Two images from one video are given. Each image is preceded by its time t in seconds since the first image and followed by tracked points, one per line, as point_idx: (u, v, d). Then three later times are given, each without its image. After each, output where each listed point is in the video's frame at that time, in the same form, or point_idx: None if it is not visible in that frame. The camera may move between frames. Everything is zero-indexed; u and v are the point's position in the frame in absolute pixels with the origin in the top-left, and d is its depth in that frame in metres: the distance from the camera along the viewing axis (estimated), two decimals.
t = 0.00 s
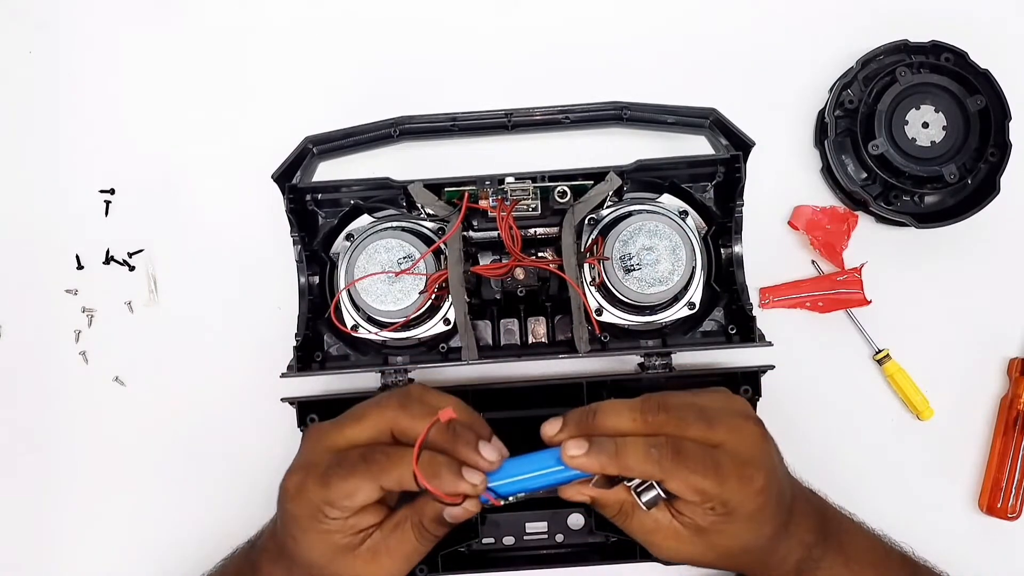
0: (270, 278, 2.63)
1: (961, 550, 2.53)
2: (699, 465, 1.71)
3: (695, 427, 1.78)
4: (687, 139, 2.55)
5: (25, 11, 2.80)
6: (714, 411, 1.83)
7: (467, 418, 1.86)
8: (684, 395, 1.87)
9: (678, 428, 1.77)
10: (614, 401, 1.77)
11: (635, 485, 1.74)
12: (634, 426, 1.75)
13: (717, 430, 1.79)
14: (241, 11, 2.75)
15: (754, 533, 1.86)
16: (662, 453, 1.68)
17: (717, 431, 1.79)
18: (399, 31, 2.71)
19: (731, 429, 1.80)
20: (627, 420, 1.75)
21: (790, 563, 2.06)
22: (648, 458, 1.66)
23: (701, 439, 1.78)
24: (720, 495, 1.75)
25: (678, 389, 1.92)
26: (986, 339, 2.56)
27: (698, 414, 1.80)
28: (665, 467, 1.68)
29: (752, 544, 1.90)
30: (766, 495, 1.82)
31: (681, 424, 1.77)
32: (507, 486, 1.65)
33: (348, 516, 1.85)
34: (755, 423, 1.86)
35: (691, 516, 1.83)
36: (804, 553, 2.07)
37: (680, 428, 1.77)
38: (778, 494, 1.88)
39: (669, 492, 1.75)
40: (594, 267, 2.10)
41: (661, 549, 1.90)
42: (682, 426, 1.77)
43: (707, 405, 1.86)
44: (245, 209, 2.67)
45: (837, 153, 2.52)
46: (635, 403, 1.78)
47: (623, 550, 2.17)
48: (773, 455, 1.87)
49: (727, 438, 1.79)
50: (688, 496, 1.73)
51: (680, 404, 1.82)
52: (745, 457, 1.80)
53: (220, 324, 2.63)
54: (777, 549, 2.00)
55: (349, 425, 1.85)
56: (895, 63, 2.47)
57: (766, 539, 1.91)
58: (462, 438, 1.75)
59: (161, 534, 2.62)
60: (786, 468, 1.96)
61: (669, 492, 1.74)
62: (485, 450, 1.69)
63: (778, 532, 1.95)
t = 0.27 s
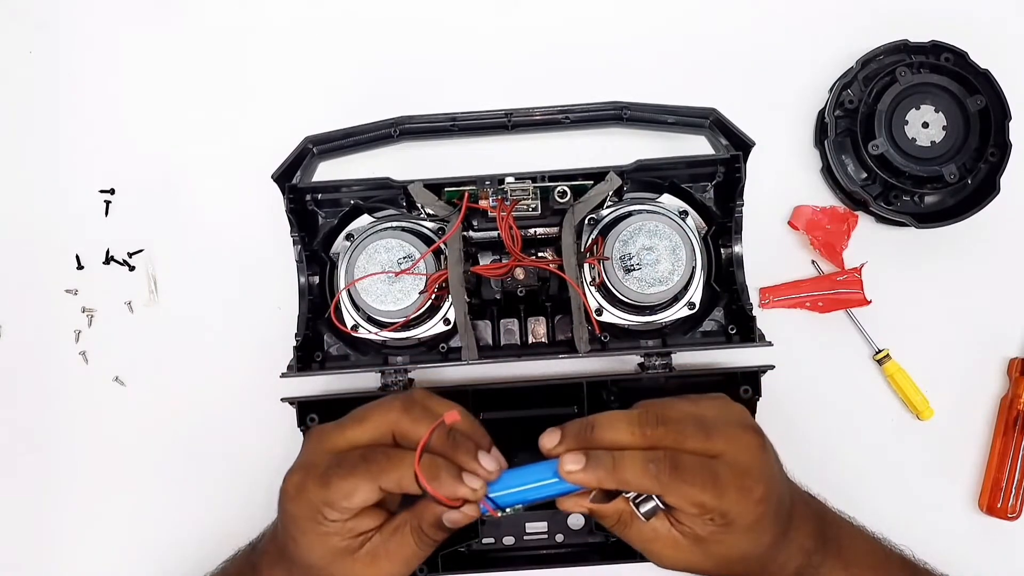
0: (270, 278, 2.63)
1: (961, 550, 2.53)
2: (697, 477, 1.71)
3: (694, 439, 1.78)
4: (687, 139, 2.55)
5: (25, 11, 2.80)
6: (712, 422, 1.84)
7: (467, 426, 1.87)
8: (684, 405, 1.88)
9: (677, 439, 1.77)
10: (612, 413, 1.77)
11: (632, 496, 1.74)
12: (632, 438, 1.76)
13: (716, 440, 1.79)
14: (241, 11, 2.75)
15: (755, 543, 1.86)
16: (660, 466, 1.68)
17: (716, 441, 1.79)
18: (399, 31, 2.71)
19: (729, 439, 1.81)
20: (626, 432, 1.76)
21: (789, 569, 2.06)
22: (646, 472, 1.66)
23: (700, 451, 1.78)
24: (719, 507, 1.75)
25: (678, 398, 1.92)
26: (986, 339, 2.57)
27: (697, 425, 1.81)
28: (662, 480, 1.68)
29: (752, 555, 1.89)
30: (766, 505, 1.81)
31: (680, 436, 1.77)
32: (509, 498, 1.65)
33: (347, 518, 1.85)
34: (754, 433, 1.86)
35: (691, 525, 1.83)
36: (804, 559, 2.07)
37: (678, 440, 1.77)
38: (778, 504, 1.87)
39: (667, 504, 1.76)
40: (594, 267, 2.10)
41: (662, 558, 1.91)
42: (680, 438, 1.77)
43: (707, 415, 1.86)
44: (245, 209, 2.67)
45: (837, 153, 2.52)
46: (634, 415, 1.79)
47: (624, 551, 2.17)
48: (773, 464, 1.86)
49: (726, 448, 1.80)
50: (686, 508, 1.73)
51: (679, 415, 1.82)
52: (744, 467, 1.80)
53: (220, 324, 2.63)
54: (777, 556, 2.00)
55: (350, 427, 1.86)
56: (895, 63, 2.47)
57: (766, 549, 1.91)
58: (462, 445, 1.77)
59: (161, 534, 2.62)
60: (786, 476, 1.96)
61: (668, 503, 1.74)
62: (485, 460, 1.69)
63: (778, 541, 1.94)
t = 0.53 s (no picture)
0: (270, 278, 2.63)
1: (961, 550, 2.54)
2: (693, 483, 1.71)
3: (691, 443, 1.78)
4: (687, 139, 2.55)
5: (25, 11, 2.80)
6: (711, 426, 1.84)
7: (466, 426, 1.87)
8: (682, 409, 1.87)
9: (674, 444, 1.77)
10: (610, 418, 1.77)
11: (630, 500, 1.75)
12: (630, 443, 1.76)
13: (714, 445, 1.79)
14: (241, 11, 2.75)
15: (752, 546, 1.85)
16: (657, 473, 1.69)
17: (714, 446, 1.79)
18: (399, 31, 2.71)
19: (728, 444, 1.80)
20: (623, 437, 1.76)
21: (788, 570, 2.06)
22: (643, 479, 1.67)
23: (697, 456, 1.78)
24: (715, 512, 1.75)
25: (676, 400, 1.92)
26: (986, 339, 2.56)
27: (695, 430, 1.80)
28: (659, 486, 1.69)
29: (749, 557, 1.89)
30: (763, 509, 1.81)
31: (677, 440, 1.77)
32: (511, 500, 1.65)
33: (347, 518, 1.85)
34: (754, 438, 1.85)
35: (687, 528, 1.83)
36: (802, 561, 2.07)
37: (676, 444, 1.77)
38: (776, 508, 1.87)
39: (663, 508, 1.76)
40: (594, 267, 2.10)
41: (659, 559, 1.91)
42: (678, 442, 1.77)
43: (705, 419, 1.86)
44: (246, 209, 2.67)
45: (837, 153, 2.52)
46: (632, 420, 1.79)
47: (624, 551, 2.16)
48: (772, 468, 1.86)
49: (724, 452, 1.79)
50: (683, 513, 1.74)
51: (676, 420, 1.82)
52: (742, 472, 1.80)
53: (220, 324, 2.63)
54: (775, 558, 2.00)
55: (351, 427, 1.86)
56: (895, 63, 2.47)
57: (764, 552, 1.91)
58: (462, 446, 1.78)
59: (161, 533, 2.62)
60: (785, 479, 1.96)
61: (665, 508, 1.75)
62: (484, 462, 1.69)
63: (775, 544, 1.94)
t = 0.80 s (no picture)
0: (270, 278, 2.63)
1: (961, 550, 2.53)
2: (690, 482, 1.72)
3: (687, 444, 1.78)
4: (687, 139, 2.56)
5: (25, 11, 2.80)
6: (707, 427, 1.84)
7: (464, 427, 1.86)
8: (678, 411, 1.87)
9: (670, 445, 1.77)
10: (607, 420, 1.78)
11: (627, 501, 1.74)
12: (626, 444, 1.76)
13: (710, 446, 1.79)
14: (241, 11, 2.75)
15: (750, 548, 1.85)
16: (654, 471, 1.69)
17: (710, 446, 1.79)
18: (399, 31, 2.71)
19: (724, 445, 1.80)
20: (620, 438, 1.76)
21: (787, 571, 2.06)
22: (640, 478, 1.67)
23: (694, 457, 1.77)
24: (713, 512, 1.75)
25: (672, 403, 1.92)
26: (986, 339, 2.56)
27: (691, 431, 1.80)
28: (657, 485, 1.69)
29: (748, 559, 1.89)
30: (761, 510, 1.80)
31: (673, 441, 1.77)
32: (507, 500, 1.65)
33: (345, 517, 1.84)
34: (751, 439, 1.85)
35: (686, 530, 1.82)
36: (801, 562, 2.07)
37: (673, 445, 1.77)
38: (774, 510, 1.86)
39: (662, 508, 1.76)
40: (594, 267, 2.10)
41: (657, 562, 1.90)
42: (675, 443, 1.77)
43: (701, 420, 1.86)
44: (245, 209, 2.67)
45: (837, 153, 2.52)
46: (628, 421, 1.79)
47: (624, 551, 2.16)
48: (769, 469, 1.85)
49: (720, 453, 1.79)
50: (680, 514, 1.73)
51: (672, 422, 1.82)
52: (739, 473, 1.79)
53: (220, 323, 2.63)
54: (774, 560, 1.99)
55: (349, 427, 1.86)
56: (895, 63, 2.47)
57: (762, 553, 1.90)
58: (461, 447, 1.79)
59: (161, 533, 2.62)
60: (783, 480, 1.95)
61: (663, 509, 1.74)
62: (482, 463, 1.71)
63: (774, 545, 1.93)
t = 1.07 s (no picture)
0: (270, 278, 2.63)
1: (961, 550, 2.53)
2: (693, 467, 1.75)
3: (681, 438, 1.84)
4: (687, 139, 2.56)
5: (24, 11, 2.80)
6: (698, 422, 1.91)
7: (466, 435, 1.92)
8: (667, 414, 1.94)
9: (665, 441, 1.82)
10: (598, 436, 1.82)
11: (637, 505, 1.75)
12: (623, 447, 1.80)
13: (705, 438, 1.85)
14: (241, 11, 2.75)
15: (761, 542, 1.85)
16: (655, 461, 1.72)
17: (705, 438, 1.86)
18: (399, 31, 2.71)
19: (717, 434, 1.87)
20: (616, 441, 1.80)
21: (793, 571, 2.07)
22: (643, 466, 1.70)
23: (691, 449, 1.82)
24: (722, 498, 1.76)
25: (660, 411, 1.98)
26: (986, 339, 2.56)
27: (683, 426, 1.87)
28: (661, 472, 1.71)
29: (761, 558, 1.88)
30: (766, 496, 1.84)
31: (667, 437, 1.83)
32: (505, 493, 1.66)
33: (346, 507, 1.85)
34: (742, 428, 1.93)
35: (700, 532, 1.82)
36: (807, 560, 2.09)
37: (667, 441, 1.82)
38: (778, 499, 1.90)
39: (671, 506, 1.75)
40: (594, 267, 2.10)
41: None
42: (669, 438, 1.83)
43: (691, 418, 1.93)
44: (245, 209, 2.67)
45: (837, 153, 2.52)
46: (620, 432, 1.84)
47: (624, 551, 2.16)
48: (765, 457, 1.92)
49: (715, 444, 1.86)
50: (691, 504, 1.73)
51: (663, 421, 1.89)
52: (739, 459, 1.85)
53: (220, 323, 2.63)
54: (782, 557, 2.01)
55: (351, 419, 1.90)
56: (895, 63, 2.47)
57: (772, 549, 1.90)
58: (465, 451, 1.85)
59: (161, 533, 2.62)
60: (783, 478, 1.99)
61: (673, 505, 1.73)
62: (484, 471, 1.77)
63: (782, 541, 1.95)
